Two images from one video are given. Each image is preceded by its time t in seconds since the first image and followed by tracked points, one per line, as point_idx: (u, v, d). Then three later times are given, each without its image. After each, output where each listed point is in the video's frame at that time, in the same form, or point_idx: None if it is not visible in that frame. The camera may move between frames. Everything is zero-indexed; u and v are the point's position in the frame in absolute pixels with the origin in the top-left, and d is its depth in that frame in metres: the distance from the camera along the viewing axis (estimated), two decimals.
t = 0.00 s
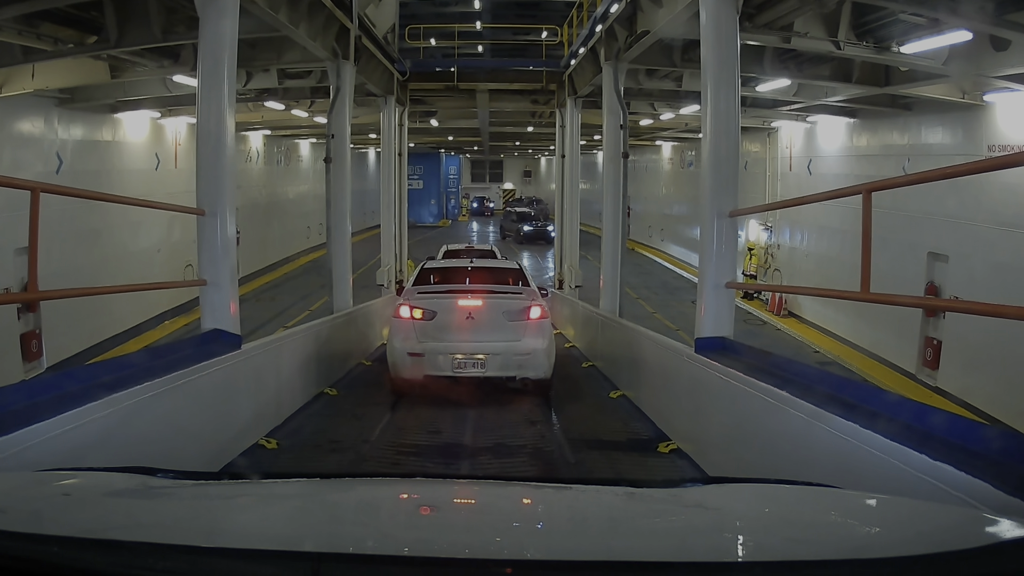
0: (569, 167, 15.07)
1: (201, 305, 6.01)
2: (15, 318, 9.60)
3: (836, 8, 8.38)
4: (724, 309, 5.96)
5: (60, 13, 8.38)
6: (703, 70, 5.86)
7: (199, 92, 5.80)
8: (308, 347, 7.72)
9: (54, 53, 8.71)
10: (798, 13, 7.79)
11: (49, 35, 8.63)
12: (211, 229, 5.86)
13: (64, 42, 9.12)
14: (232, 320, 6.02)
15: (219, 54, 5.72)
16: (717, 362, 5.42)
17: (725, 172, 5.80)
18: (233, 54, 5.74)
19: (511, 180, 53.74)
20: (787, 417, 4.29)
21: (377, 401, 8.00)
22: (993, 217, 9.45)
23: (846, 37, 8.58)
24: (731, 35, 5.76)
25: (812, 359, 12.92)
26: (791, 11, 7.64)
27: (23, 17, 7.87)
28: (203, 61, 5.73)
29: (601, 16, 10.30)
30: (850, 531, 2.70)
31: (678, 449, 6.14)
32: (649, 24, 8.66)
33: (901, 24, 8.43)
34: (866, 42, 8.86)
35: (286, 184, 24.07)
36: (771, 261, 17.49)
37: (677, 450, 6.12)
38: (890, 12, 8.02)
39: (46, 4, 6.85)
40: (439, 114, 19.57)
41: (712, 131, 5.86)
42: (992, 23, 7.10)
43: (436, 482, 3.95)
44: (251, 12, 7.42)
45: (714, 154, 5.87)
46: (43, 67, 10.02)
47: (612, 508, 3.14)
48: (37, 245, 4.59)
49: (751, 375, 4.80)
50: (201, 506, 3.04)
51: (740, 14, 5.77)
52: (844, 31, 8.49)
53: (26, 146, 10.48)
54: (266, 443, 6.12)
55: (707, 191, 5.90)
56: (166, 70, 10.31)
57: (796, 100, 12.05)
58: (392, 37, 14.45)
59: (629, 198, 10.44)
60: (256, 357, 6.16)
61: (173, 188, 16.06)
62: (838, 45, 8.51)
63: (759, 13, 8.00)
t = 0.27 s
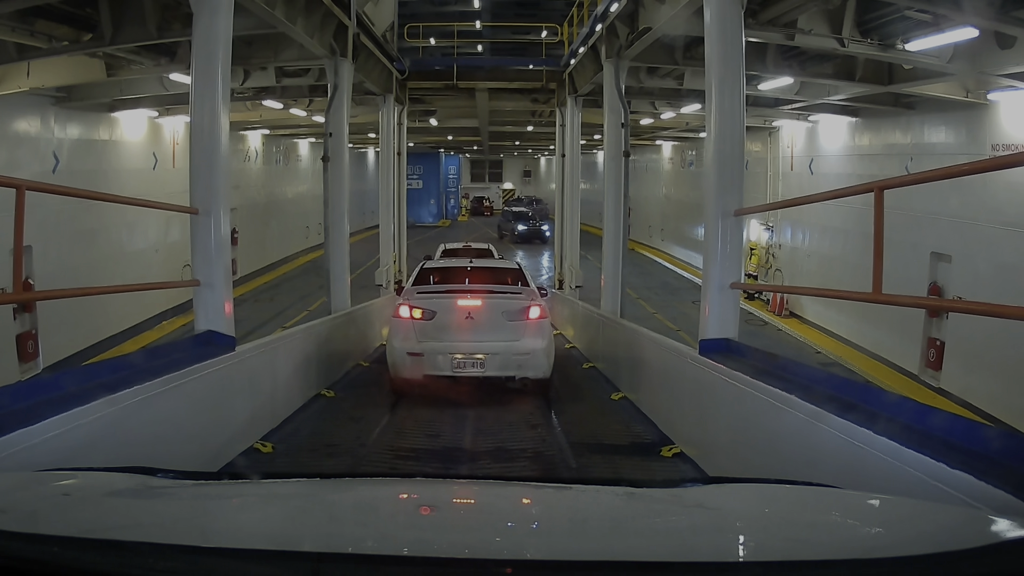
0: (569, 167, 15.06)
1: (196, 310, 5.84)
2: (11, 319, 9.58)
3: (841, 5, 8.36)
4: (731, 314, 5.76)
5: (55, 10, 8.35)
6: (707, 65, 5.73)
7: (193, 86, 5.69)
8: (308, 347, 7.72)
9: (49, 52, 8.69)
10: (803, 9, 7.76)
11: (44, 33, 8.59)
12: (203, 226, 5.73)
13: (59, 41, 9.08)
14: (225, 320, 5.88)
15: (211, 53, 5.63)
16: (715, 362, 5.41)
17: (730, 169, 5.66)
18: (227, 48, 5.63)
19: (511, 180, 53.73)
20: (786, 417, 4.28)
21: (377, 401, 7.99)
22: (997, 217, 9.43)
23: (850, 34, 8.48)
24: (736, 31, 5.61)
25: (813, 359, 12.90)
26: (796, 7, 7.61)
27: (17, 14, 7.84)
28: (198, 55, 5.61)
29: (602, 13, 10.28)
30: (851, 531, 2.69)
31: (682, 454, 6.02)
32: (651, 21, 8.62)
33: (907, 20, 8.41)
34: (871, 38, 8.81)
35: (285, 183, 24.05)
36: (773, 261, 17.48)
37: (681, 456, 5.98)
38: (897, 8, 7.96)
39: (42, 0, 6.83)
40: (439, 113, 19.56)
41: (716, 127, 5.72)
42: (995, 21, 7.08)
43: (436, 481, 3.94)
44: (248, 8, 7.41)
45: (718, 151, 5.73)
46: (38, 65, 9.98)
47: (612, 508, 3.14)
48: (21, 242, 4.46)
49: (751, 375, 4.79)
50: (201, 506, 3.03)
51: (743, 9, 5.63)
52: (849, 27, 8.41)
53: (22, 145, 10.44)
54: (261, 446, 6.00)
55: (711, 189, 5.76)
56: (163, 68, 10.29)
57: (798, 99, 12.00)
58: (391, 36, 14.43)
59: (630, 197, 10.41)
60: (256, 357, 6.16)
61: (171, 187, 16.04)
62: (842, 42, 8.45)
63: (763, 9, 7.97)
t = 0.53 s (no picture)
0: (569, 166, 15.05)
1: (189, 310, 5.70)
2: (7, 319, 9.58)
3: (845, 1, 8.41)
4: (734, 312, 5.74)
5: (50, 8, 8.32)
6: (710, 65, 5.70)
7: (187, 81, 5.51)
8: (308, 348, 7.71)
9: (45, 50, 8.65)
10: (807, 7, 7.77)
11: (39, 30, 8.55)
12: (196, 226, 5.56)
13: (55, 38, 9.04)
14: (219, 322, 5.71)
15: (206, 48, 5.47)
16: (715, 363, 5.40)
17: (733, 168, 5.61)
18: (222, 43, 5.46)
19: (510, 180, 53.73)
20: (787, 418, 4.26)
21: (376, 400, 7.98)
22: (1001, 216, 9.42)
23: (854, 31, 8.54)
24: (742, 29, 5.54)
25: (815, 360, 12.89)
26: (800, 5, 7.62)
27: (14, 12, 7.83)
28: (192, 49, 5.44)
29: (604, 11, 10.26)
30: (853, 531, 2.68)
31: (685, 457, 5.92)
32: (653, 17, 8.60)
33: (910, 18, 8.39)
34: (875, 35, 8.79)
35: (284, 183, 24.04)
36: (774, 261, 17.47)
37: (685, 459, 5.88)
38: (900, 6, 7.95)
39: None
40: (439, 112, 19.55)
41: (719, 126, 5.68)
42: (996, 19, 7.08)
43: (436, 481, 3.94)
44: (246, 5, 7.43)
45: (720, 150, 5.69)
46: (34, 63, 9.93)
47: (612, 508, 3.14)
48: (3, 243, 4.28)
49: (751, 376, 4.77)
50: (201, 505, 3.03)
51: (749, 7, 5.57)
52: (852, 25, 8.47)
53: (18, 143, 10.41)
54: (256, 450, 5.88)
55: (714, 189, 5.72)
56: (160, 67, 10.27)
57: (801, 97, 11.96)
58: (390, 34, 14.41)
59: (631, 196, 10.39)
60: (256, 357, 6.15)
61: (167, 187, 16.02)
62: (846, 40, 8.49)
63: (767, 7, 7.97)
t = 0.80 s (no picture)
0: (569, 166, 15.05)
1: (184, 313, 5.59)
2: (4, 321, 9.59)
3: None
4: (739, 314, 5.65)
5: (46, 7, 8.32)
6: (713, 65, 5.66)
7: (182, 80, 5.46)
8: (308, 348, 7.71)
9: (41, 48, 8.65)
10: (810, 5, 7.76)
11: (35, 29, 8.54)
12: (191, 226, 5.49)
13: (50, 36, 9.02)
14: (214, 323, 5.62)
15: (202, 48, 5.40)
16: (716, 364, 5.38)
17: (738, 168, 5.56)
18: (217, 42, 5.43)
19: (511, 181, 53.72)
20: (787, 418, 4.26)
21: (376, 401, 7.98)
22: (1004, 216, 9.40)
23: (857, 30, 8.53)
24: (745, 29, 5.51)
25: (817, 361, 12.88)
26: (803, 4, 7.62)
27: (10, 11, 7.83)
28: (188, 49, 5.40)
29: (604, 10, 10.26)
30: (853, 531, 2.68)
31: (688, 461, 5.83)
32: (655, 16, 8.59)
33: (913, 16, 8.38)
34: (878, 35, 8.77)
35: (283, 184, 24.04)
36: (775, 262, 17.46)
37: (688, 462, 5.80)
38: (903, 5, 7.94)
39: None
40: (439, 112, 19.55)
41: (724, 127, 5.64)
42: (997, 18, 7.08)
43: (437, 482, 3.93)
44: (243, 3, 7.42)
45: (724, 151, 5.65)
46: (31, 62, 9.94)
47: (612, 508, 3.14)
48: None
49: (751, 376, 4.76)
50: (201, 506, 3.03)
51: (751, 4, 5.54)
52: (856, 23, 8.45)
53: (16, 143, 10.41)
54: (252, 454, 5.80)
55: (719, 190, 5.67)
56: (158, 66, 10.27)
57: (803, 97, 11.94)
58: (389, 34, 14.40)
59: (632, 196, 10.38)
60: (256, 358, 6.14)
61: (165, 187, 16.03)
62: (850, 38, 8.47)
63: (770, 5, 7.98)
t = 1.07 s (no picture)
0: (569, 165, 15.04)
1: (181, 313, 5.55)
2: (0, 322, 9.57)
3: None
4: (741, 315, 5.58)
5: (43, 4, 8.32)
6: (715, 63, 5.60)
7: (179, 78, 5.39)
8: (309, 348, 7.70)
9: (38, 47, 8.67)
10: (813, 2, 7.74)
11: (32, 27, 8.53)
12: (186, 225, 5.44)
13: (48, 35, 9.02)
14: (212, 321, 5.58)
15: (196, 45, 5.32)
16: (719, 365, 5.34)
17: (740, 167, 5.49)
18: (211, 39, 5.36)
19: (510, 180, 53.77)
20: (787, 417, 4.25)
21: (376, 401, 7.98)
22: (1007, 215, 9.40)
23: (860, 28, 8.51)
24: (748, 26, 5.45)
25: (820, 361, 12.88)
26: (805, 1, 7.57)
27: (7, 8, 7.82)
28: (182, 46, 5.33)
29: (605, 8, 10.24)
30: (854, 531, 2.68)
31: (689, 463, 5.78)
32: (656, 13, 8.57)
33: (918, 12, 8.33)
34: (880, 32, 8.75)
35: (282, 183, 24.05)
36: (776, 262, 17.46)
37: (690, 466, 5.73)
38: (907, 3, 7.90)
39: None
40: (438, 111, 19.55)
41: (726, 127, 5.58)
42: (1000, 15, 7.05)
43: (436, 482, 3.93)
44: None
45: (725, 151, 5.59)
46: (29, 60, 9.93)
47: (612, 508, 3.14)
48: None
49: (752, 376, 4.76)
50: (201, 505, 3.03)
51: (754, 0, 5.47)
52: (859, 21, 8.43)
53: (13, 143, 10.40)
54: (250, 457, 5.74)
55: (721, 189, 5.61)
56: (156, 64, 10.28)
57: (805, 96, 11.94)
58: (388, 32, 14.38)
59: (632, 195, 10.37)
60: (256, 358, 6.14)
61: (164, 187, 16.02)
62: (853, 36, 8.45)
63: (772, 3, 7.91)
